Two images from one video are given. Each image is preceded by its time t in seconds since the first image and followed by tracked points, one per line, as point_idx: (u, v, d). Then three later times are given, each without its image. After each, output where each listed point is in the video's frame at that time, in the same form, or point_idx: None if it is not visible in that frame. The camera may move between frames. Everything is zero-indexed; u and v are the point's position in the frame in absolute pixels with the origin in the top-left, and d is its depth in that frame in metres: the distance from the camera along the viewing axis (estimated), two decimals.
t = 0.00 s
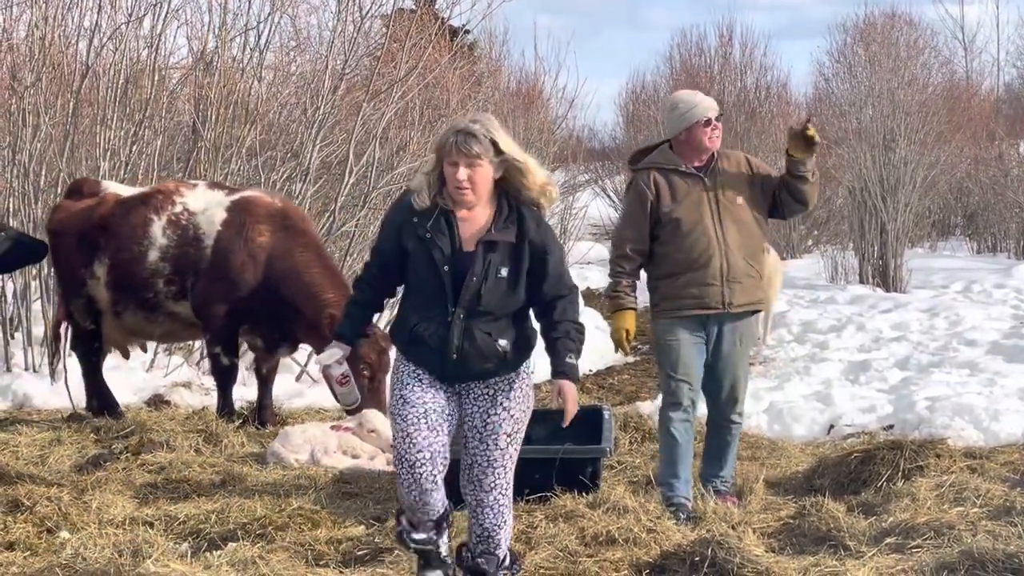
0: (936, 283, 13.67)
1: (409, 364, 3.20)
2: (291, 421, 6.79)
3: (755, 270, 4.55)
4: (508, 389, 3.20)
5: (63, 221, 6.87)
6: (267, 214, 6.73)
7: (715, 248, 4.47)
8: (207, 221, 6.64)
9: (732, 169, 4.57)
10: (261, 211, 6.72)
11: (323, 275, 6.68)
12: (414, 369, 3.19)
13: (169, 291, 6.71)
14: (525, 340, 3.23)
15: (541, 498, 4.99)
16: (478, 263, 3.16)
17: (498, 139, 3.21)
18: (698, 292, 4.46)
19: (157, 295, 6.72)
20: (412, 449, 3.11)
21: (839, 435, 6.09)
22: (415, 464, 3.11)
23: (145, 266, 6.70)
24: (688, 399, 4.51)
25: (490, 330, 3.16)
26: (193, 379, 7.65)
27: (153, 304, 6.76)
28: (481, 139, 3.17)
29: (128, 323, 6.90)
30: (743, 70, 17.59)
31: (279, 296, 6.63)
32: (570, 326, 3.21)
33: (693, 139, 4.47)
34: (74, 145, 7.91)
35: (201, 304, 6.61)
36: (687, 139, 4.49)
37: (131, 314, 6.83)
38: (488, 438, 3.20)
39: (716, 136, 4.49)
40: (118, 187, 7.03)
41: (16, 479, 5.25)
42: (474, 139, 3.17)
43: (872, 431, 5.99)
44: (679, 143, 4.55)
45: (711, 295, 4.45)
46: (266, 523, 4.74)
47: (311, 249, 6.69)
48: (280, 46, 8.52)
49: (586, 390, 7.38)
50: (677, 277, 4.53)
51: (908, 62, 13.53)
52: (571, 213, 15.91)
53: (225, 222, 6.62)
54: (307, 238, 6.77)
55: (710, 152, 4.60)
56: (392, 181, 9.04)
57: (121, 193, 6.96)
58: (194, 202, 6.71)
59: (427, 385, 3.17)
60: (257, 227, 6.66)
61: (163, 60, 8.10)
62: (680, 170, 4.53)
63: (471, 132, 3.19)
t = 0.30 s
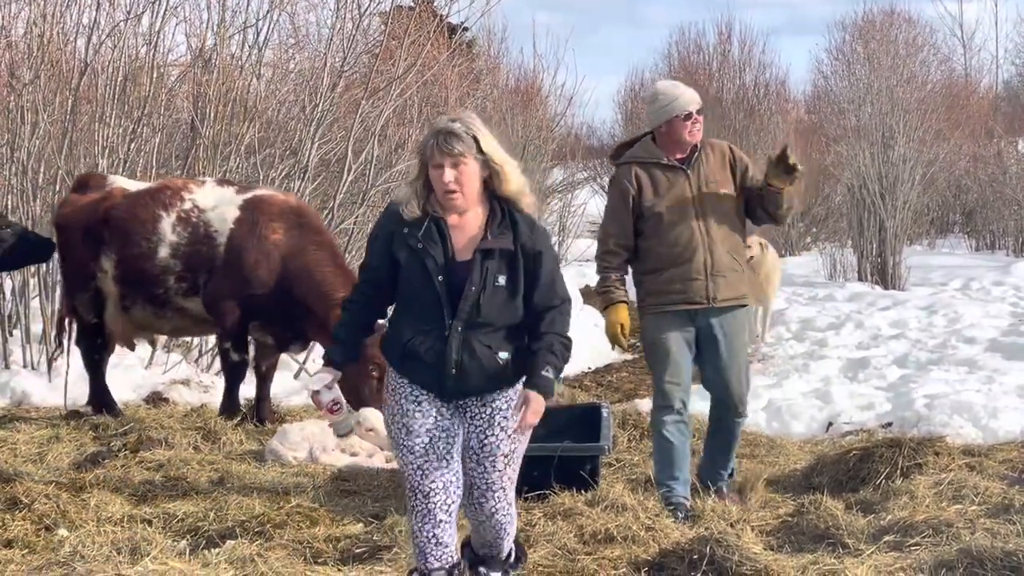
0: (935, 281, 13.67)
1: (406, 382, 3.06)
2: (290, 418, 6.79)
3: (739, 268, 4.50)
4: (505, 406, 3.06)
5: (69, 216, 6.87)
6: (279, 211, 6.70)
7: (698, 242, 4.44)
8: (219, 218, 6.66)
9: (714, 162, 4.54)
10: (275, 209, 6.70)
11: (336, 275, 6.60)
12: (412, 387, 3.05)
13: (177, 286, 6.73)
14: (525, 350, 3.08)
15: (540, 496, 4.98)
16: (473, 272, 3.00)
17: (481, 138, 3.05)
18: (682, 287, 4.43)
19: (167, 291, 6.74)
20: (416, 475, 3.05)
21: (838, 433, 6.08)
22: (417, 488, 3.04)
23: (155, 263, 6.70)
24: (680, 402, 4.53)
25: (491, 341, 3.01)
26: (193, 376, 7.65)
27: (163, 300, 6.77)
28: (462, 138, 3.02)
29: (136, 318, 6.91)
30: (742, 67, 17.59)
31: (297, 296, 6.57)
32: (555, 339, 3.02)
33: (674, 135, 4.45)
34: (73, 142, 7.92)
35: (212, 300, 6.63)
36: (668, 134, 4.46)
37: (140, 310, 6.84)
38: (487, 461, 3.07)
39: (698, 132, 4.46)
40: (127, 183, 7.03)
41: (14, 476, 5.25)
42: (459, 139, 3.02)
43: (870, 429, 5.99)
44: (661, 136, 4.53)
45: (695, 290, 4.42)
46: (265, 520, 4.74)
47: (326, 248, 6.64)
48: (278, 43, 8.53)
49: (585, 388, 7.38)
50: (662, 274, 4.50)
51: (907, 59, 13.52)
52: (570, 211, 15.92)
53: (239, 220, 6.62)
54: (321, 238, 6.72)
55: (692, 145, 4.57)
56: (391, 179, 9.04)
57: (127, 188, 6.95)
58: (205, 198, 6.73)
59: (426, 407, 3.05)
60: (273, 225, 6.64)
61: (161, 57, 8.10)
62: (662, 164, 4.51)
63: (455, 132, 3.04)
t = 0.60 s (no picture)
0: (934, 279, 13.69)
1: (395, 373, 2.99)
2: (288, 417, 6.78)
3: (734, 271, 4.45)
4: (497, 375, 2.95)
5: (74, 217, 6.84)
6: (286, 217, 6.70)
7: (695, 243, 4.39)
8: (225, 229, 6.64)
9: (714, 163, 4.47)
10: (282, 216, 6.69)
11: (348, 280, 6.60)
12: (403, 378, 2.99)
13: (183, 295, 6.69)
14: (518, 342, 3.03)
15: (538, 495, 4.99)
16: (465, 260, 2.94)
17: (480, 122, 2.97)
18: (679, 289, 4.39)
19: (176, 298, 6.71)
20: (411, 470, 3.02)
21: (836, 431, 6.08)
22: (420, 487, 3.03)
23: (164, 270, 6.67)
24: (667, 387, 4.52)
25: (481, 331, 2.94)
26: (190, 374, 7.65)
27: (171, 306, 6.75)
28: (460, 119, 2.94)
29: (142, 322, 6.89)
30: (740, 66, 17.60)
31: (311, 302, 6.58)
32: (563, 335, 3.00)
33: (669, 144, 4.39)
34: (71, 141, 7.91)
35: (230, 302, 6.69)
36: (667, 138, 4.39)
37: (147, 314, 6.83)
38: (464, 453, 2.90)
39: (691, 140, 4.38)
40: (134, 184, 7.00)
41: (12, 474, 5.24)
42: (455, 121, 2.94)
43: (869, 427, 5.99)
44: (658, 141, 4.47)
45: (692, 291, 4.38)
46: (263, 518, 4.73)
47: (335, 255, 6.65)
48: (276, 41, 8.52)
49: (583, 387, 7.38)
50: (659, 275, 4.46)
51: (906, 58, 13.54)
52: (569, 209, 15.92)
53: (246, 229, 6.62)
54: (329, 243, 6.71)
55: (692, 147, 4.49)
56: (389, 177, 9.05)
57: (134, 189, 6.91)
58: (211, 206, 6.70)
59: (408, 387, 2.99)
60: (281, 232, 6.63)
61: (160, 55, 8.09)
62: (662, 163, 4.45)
63: (450, 114, 2.95)
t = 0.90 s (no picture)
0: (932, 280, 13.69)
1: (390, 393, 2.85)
2: (287, 418, 6.78)
3: (744, 278, 4.40)
4: (497, 410, 2.76)
5: (86, 216, 6.93)
6: (293, 221, 6.59)
7: (708, 247, 4.35)
8: (233, 227, 6.61)
9: (734, 170, 4.41)
10: (289, 219, 6.60)
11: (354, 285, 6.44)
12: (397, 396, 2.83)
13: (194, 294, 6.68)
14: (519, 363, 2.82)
15: (536, 496, 4.99)
16: (457, 275, 2.75)
17: (479, 130, 2.78)
18: (687, 292, 4.36)
19: (182, 299, 6.70)
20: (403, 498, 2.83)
21: (834, 432, 6.09)
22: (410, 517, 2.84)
23: (169, 270, 6.67)
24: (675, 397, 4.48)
25: (475, 351, 2.74)
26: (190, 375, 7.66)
27: (177, 306, 6.74)
28: (456, 129, 2.74)
29: (149, 321, 6.92)
30: (738, 67, 17.61)
31: (314, 307, 6.44)
32: (571, 357, 2.79)
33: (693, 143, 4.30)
34: (70, 141, 7.91)
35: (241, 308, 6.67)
36: (690, 139, 4.31)
37: (153, 314, 6.83)
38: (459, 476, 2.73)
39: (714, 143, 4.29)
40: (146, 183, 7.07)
41: (10, 475, 5.23)
42: (451, 131, 2.74)
43: (867, 428, 5.99)
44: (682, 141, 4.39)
45: (699, 296, 4.34)
46: (262, 519, 4.73)
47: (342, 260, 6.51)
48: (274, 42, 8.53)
49: (581, 387, 7.39)
50: (667, 278, 4.43)
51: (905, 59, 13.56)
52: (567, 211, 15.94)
53: (253, 230, 6.56)
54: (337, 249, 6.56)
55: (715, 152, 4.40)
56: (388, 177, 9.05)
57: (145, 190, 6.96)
58: (218, 206, 6.68)
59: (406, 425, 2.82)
60: (288, 235, 6.51)
61: (158, 56, 8.10)
62: (682, 163, 4.40)
63: (448, 124, 2.76)
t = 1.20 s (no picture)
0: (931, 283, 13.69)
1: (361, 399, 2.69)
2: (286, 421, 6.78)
3: (779, 284, 4.34)
4: (473, 426, 2.58)
5: (103, 217, 6.90)
6: (306, 222, 6.64)
7: (744, 250, 4.28)
8: (244, 228, 6.60)
9: (771, 175, 4.35)
10: (301, 220, 6.63)
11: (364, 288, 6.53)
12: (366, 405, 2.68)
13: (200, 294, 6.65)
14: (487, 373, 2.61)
15: (536, 499, 4.98)
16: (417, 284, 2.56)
17: (437, 131, 2.56)
18: (720, 295, 4.26)
19: (189, 300, 6.68)
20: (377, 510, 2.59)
21: (834, 435, 6.09)
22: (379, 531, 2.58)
23: (178, 271, 6.65)
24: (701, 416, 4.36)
25: (438, 362, 2.56)
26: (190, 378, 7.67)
27: (185, 309, 6.72)
28: (410, 132, 2.53)
29: (158, 325, 6.91)
30: (738, 70, 17.62)
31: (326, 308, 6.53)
32: (527, 355, 2.51)
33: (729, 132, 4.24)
34: (70, 145, 7.91)
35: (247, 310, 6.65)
36: (728, 132, 4.26)
37: (161, 317, 6.83)
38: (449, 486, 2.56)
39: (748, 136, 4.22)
40: (168, 189, 7.03)
41: (10, 478, 5.23)
42: (406, 133, 2.53)
43: (868, 431, 5.99)
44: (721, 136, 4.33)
45: (734, 299, 4.25)
46: (262, 522, 4.73)
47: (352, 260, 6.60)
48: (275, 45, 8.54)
49: (581, 391, 7.39)
50: (701, 282, 4.33)
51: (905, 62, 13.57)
52: (566, 214, 15.95)
53: (265, 230, 6.57)
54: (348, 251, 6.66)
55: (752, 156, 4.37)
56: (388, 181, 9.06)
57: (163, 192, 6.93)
58: (229, 207, 6.68)
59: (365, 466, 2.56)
60: (301, 236, 6.56)
61: (158, 59, 8.10)
62: (718, 166, 4.33)
63: (406, 125, 2.55)
